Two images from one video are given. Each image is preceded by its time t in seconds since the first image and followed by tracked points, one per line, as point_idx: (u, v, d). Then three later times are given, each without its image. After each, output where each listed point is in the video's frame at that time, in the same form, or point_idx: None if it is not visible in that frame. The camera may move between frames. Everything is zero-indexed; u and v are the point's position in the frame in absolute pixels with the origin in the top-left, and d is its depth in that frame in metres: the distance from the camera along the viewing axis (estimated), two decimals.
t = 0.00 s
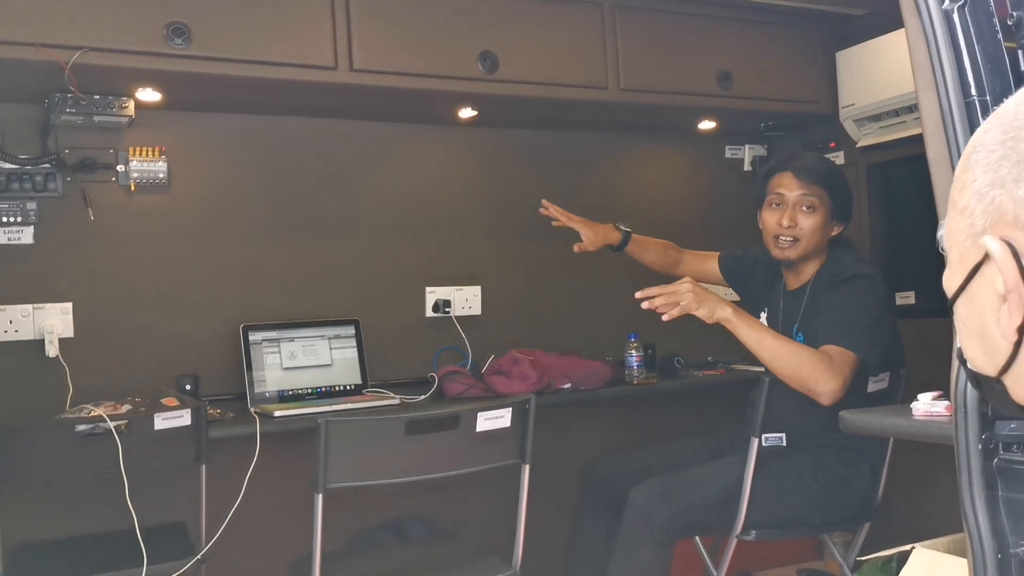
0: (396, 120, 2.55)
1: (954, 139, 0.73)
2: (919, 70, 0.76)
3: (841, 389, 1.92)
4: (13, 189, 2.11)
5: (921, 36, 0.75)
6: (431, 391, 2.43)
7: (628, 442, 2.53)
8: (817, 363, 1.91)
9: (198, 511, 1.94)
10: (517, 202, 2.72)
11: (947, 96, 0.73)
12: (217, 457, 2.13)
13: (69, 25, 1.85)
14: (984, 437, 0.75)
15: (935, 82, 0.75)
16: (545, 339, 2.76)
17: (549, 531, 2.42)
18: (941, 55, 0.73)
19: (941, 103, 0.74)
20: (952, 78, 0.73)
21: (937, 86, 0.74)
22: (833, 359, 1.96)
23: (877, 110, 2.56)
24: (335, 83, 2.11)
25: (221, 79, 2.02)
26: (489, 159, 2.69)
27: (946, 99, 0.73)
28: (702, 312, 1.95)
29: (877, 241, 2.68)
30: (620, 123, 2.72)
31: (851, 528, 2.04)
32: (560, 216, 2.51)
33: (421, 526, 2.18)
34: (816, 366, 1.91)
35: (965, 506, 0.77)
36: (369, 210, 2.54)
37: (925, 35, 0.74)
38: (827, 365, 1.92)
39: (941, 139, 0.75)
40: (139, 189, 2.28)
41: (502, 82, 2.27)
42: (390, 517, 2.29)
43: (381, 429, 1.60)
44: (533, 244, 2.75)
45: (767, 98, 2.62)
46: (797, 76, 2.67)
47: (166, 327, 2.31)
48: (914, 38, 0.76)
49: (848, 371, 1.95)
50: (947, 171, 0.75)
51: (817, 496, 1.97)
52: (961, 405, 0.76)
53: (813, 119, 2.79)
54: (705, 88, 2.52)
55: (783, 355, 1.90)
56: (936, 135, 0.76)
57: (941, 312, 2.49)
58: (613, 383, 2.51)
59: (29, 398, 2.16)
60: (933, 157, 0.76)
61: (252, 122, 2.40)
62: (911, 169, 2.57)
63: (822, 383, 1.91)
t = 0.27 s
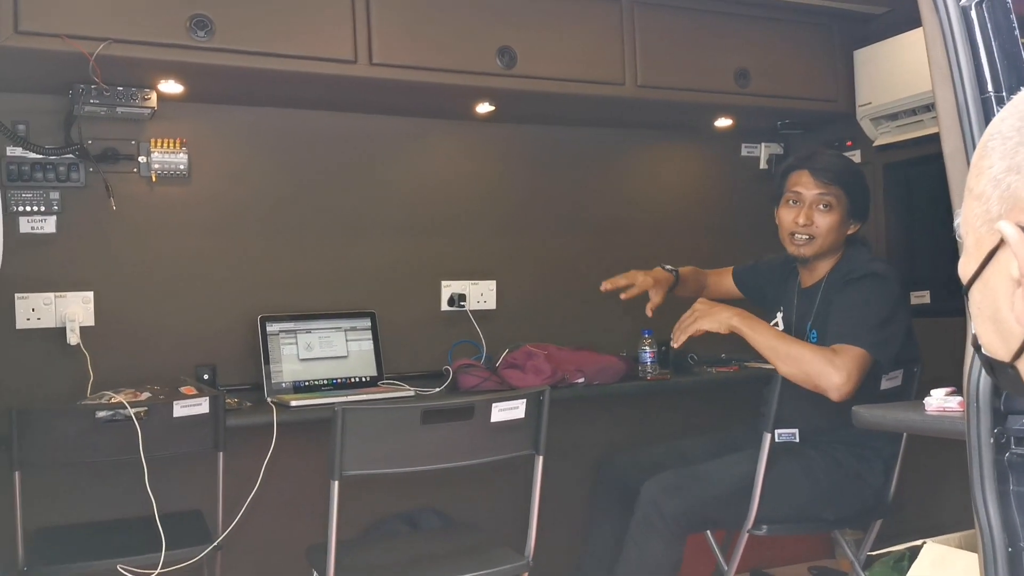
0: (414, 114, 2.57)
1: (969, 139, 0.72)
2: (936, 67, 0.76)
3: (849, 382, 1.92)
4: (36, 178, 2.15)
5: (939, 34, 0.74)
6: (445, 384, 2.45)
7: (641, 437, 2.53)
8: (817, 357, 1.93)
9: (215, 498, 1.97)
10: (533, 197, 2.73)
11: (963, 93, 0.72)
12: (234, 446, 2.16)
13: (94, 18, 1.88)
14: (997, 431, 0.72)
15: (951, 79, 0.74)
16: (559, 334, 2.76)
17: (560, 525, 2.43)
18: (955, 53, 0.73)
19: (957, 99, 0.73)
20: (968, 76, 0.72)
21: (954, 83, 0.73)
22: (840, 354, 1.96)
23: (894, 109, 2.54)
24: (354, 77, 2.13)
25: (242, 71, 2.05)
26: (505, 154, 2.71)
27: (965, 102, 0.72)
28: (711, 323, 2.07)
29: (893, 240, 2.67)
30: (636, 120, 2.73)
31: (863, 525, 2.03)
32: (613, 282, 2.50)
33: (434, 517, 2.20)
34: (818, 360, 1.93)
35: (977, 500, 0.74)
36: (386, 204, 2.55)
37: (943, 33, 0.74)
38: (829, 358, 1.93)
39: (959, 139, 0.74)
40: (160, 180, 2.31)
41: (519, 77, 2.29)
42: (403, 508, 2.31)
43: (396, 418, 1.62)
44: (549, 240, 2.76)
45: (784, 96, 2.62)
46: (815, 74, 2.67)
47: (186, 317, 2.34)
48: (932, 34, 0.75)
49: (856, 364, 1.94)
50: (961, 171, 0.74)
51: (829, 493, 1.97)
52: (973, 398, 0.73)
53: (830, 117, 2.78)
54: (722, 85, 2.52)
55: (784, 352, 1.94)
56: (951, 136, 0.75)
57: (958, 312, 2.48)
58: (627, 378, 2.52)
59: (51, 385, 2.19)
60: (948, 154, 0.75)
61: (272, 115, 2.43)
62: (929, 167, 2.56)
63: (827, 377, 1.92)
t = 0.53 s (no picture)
0: (421, 111, 2.58)
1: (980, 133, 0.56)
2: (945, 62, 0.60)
3: (855, 365, 1.93)
4: (45, 173, 2.16)
5: (945, 28, 0.59)
6: (451, 379, 2.45)
7: (646, 433, 2.54)
8: (818, 347, 1.95)
9: (222, 491, 1.98)
10: (540, 194, 2.74)
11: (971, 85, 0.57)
12: (242, 439, 2.17)
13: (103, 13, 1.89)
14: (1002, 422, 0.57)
15: (956, 64, 0.59)
16: (565, 330, 2.77)
17: (566, 520, 2.44)
18: (961, 46, 0.58)
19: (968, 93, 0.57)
20: (975, 70, 0.57)
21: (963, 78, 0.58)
22: (841, 340, 1.97)
23: (899, 106, 2.55)
24: (361, 72, 2.14)
25: (251, 67, 2.06)
26: (512, 150, 2.71)
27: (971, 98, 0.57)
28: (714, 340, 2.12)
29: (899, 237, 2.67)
30: (642, 117, 2.74)
31: (869, 521, 2.03)
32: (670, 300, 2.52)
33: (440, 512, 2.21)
34: (820, 351, 1.95)
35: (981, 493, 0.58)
36: (393, 200, 2.56)
37: (950, 30, 0.59)
38: (830, 347, 1.96)
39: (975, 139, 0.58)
40: (168, 175, 2.32)
41: (526, 73, 2.29)
42: (409, 503, 2.31)
43: (404, 410, 1.63)
44: (555, 236, 2.76)
45: (790, 93, 2.62)
46: (821, 71, 2.67)
47: (194, 312, 2.35)
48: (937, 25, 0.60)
49: (859, 346, 1.95)
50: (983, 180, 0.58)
51: (835, 489, 1.97)
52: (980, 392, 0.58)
53: (837, 114, 2.78)
54: (728, 82, 2.52)
55: (786, 350, 1.98)
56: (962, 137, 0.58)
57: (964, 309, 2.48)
58: (633, 374, 2.52)
59: (60, 378, 2.21)
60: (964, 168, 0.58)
61: (280, 111, 2.44)
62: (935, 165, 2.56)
63: (832, 365, 1.94)
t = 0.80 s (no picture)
0: (423, 105, 2.58)
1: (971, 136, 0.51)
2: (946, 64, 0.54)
3: (859, 358, 1.94)
4: (48, 166, 2.16)
5: (948, 18, 0.52)
6: (454, 374, 2.45)
7: (649, 428, 2.54)
8: (828, 336, 1.94)
9: (225, 484, 1.98)
10: (543, 188, 2.74)
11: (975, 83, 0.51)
12: (245, 433, 2.17)
13: (107, 6, 1.89)
14: (1006, 410, 0.49)
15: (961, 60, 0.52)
16: (567, 325, 2.77)
17: (568, 515, 2.44)
18: (965, 38, 0.51)
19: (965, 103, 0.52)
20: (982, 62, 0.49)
21: (965, 71, 0.51)
22: (848, 331, 1.98)
23: (905, 101, 2.53)
24: (365, 66, 2.14)
25: (254, 60, 2.06)
26: (514, 144, 2.71)
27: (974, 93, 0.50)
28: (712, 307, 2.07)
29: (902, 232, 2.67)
30: (645, 111, 2.74)
31: (872, 515, 2.03)
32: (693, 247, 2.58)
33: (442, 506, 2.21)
34: (828, 339, 1.94)
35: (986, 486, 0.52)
36: (396, 194, 2.56)
37: (954, 17, 0.52)
38: (839, 337, 1.95)
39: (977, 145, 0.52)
40: (171, 169, 2.32)
41: (529, 67, 2.29)
42: (412, 496, 2.31)
43: (408, 402, 1.63)
44: (557, 231, 2.76)
45: (793, 88, 2.62)
46: (824, 67, 2.67)
47: (196, 305, 2.35)
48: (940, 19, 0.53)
49: (865, 340, 1.96)
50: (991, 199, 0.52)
51: (838, 482, 1.97)
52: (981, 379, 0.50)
53: (840, 110, 2.78)
54: (731, 76, 2.52)
55: (795, 334, 1.95)
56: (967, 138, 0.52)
57: (967, 305, 2.48)
58: (635, 369, 2.52)
59: (64, 372, 2.21)
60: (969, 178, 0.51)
61: (282, 105, 2.44)
62: (939, 160, 2.56)
63: (838, 356, 1.94)
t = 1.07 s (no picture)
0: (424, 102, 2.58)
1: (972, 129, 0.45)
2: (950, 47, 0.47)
3: (866, 359, 1.94)
4: (49, 162, 2.17)
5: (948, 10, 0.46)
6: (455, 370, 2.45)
7: (650, 425, 2.54)
8: (839, 337, 1.93)
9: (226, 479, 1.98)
10: (543, 185, 2.74)
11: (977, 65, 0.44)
12: (246, 428, 2.17)
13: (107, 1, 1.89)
14: (1006, 404, 0.42)
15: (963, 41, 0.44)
16: (568, 322, 2.77)
17: (569, 511, 2.44)
18: (965, 26, 0.43)
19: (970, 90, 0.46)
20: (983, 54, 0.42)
21: (964, 61, 0.43)
22: (856, 331, 1.97)
23: (905, 97, 2.53)
24: (365, 62, 2.14)
25: (255, 56, 2.06)
26: (515, 141, 2.71)
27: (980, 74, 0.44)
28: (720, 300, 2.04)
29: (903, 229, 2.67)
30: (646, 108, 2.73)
31: (873, 511, 2.03)
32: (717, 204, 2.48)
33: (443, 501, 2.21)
34: (838, 340, 1.94)
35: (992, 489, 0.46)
36: (397, 191, 2.56)
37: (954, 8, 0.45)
38: (848, 337, 1.95)
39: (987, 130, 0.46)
40: (172, 165, 2.32)
41: (530, 63, 2.29)
42: (413, 493, 2.31)
43: (408, 397, 1.63)
44: (558, 227, 2.76)
45: (794, 85, 2.62)
46: (825, 64, 2.66)
47: (198, 301, 2.35)
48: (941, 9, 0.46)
49: (872, 341, 1.96)
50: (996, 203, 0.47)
51: (839, 478, 1.97)
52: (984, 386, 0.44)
53: (841, 107, 2.78)
54: (731, 73, 2.52)
55: (806, 333, 1.94)
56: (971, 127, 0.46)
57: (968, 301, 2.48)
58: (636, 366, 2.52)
59: (65, 367, 2.21)
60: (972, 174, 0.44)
61: (284, 102, 2.44)
62: (940, 156, 2.56)
63: (847, 356, 1.93)
